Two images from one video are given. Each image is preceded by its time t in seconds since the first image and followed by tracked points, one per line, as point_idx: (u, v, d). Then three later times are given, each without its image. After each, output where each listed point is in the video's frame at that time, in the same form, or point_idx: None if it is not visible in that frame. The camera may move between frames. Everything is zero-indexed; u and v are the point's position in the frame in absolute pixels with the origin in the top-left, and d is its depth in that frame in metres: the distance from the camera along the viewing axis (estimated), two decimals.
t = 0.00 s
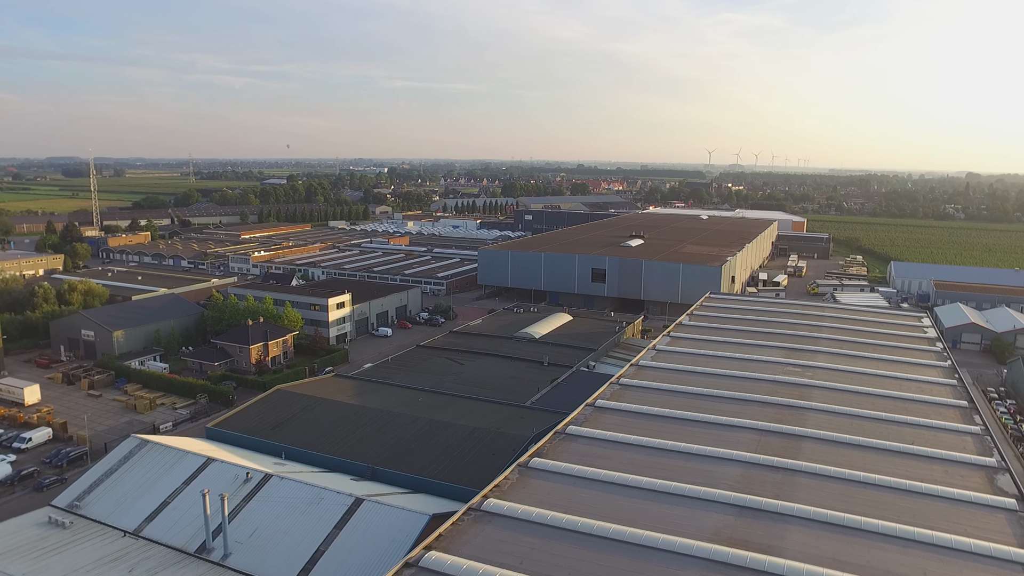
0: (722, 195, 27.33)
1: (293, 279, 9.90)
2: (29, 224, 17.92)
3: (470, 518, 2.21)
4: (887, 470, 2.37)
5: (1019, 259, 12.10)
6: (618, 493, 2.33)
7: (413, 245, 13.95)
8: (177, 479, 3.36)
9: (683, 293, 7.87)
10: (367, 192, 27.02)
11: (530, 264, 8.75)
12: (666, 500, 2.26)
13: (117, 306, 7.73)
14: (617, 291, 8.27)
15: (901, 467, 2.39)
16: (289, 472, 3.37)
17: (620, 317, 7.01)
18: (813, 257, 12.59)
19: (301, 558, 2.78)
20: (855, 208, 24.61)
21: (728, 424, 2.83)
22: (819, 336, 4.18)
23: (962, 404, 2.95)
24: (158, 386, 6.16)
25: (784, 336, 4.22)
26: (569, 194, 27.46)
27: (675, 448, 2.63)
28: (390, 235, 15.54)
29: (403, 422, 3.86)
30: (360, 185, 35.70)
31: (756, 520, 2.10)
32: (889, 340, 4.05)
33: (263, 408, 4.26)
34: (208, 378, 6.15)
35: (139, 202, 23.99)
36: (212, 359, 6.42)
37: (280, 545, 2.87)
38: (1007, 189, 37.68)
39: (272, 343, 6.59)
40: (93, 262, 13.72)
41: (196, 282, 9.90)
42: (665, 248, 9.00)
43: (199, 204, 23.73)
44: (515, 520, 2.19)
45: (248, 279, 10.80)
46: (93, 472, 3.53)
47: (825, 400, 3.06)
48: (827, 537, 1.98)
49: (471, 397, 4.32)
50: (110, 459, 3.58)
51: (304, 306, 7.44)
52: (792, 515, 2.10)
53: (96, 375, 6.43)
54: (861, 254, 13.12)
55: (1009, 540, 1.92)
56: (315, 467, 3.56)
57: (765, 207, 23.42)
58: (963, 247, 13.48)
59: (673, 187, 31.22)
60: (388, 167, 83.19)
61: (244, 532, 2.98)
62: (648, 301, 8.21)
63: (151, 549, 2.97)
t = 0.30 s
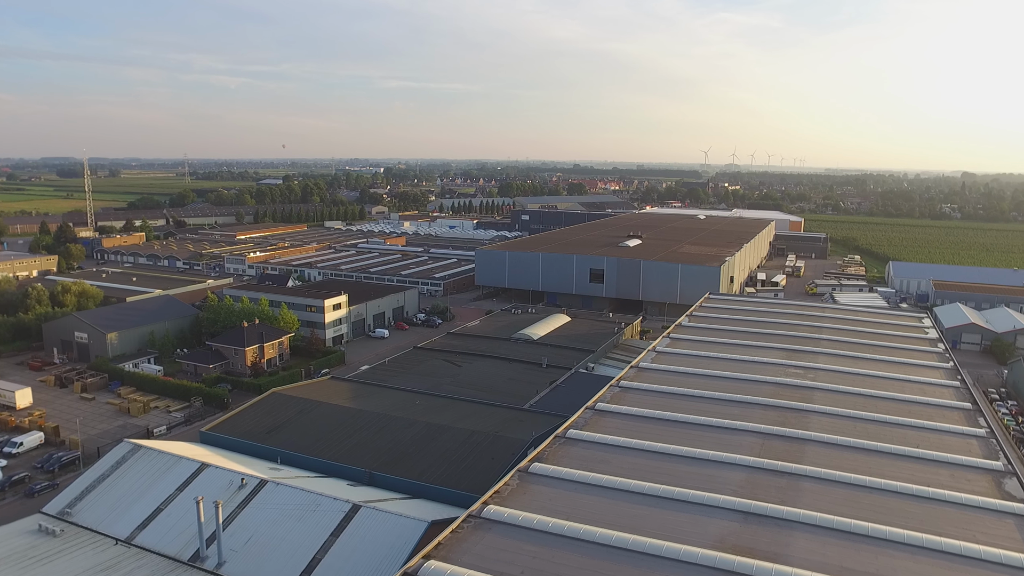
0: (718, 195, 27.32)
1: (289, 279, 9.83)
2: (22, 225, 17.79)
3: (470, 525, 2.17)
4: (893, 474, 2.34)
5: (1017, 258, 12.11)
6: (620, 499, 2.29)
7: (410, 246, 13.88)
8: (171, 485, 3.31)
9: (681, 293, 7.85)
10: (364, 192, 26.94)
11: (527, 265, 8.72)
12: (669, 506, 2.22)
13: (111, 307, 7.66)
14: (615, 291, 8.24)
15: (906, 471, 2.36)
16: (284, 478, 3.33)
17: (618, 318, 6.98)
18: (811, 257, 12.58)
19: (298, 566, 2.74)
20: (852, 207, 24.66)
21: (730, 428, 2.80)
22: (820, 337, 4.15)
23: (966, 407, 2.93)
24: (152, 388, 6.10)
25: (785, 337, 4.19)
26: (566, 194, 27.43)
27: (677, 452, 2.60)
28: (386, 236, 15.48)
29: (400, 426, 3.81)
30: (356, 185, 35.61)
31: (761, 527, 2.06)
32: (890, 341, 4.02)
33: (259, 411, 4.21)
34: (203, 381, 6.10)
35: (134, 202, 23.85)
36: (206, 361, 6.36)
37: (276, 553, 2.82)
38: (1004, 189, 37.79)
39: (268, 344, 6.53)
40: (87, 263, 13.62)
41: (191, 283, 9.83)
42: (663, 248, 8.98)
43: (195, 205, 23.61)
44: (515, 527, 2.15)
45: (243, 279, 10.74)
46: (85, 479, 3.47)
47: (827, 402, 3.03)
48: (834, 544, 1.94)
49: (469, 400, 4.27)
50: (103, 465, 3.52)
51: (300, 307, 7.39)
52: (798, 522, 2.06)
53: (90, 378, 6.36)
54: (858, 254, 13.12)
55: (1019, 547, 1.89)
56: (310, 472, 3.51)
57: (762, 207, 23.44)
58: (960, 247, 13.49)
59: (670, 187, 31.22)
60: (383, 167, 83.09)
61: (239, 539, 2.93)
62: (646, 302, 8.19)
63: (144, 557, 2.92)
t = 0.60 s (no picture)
0: (713, 195, 27.35)
1: (282, 281, 9.76)
2: (12, 226, 17.63)
3: (467, 533, 2.13)
4: (896, 478, 2.31)
5: (1011, 258, 12.15)
6: (620, 505, 2.26)
7: (404, 246, 13.82)
8: (162, 492, 3.25)
9: (678, 294, 7.83)
10: (357, 193, 26.83)
11: (522, 265, 8.67)
12: (670, 512, 2.18)
13: (102, 310, 7.57)
14: (611, 292, 8.21)
15: (909, 476, 2.33)
16: (277, 484, 3.27)
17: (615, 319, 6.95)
18: (807, 257, 12.58)
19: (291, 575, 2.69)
20: (846, 207, 24.73)
21: (730, 431, 2.76)
22: (818, 339, 4.12)
23: (967, 409, 2.91)
24: (143, 392, 6.02)
25: (783, 338, 4.16)
26: (561, 194, 27.40)
27: (677, 456, 2.56)
28: (380, 236, 15.41)
29: (395, 430, 3.76)
30: (350, 185, 35.50)
31: (764, 534, 2.02)
32: (888, 343, 4.00)
33: (252, 416, 4.16)
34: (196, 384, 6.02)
35: (126, 203, 23.68)
36: (199, 364, 6.29)
37: (269, 562, 2.77)
38: (998, 189, 37.97)
39: (261, 347, 6.46)
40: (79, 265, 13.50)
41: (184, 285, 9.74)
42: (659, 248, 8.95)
43: (188, 205, 23.46)
44: (515, 536, 2.10)
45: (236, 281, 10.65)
46: (74, 486, 3.41)
47: (828, 405, 3.00)
48: (838, 551, 1.91)
49: (465, 404, 4.22)
50: (92, 472, 3.46)
51: (294, 309, 7.33)
52: (802, 528, 2.03)
53: (80, 382, 6.28)
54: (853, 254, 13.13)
55: None
56: (304, 478, 3.45)
57: (756, 207, 23.49)
58: (954, 247, 13.53)
59: (664, 187, 31.25)
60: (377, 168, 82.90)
61: (231, 547, 2.88)
62: (642, 302, 8.16)
63: (134, 567, 2.86)
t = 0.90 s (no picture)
0: (707, 195, 27.39)
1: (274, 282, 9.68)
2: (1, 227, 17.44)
3: (465, 541, 2.08)
4: (898, 482, 2.28)
5: (1004, 257, 12.20)
6: (620, 512, 2.21)
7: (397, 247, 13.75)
8: (152, 500, 3.18)
9: (673, 294, 7.80)
10: (350, 193, 26.71)
11: (517, 266, 8.63)
12: (671, 518, 2.15)
13: (91, 312, 7.47)
14: (606, 292, 8.18)
15: (912, 479, 2.30)
16: (270, 491, 3.21)
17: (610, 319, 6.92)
18: (801, 257, 12.59)
19: None
20: (839, 207, 24.82)
21: (729, 435, 2.73)
22: (815, 339, 4.09)
23: (967, 411, 2.88)
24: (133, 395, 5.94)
25: (780, 339, 4.13)
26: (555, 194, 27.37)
27: (676, 461, 2.53)
28: (373, 237, 15.33)
29: (389, 435, 3.71)
30: (342, 185, 35.38)
31: (767, 540, 1.99)
32: (886, 344, 3.98)
33: (244, 419, 4.09)
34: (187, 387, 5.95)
35: (116, 204, 23.50)
36: (190, 367, 6.21)
37: (261, 571, 2.71)
38: (990, 189, 38.20)
39: (253, 349, 6.39)
40: (68, 266, 13.36)
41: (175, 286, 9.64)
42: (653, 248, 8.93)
43: (179, 206, 23.30)
44: (513, 544, 2.06)
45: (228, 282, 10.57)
46: (61, 494, 3.34)
47: (827, 407, 2.97)
48: (843, 558, 1.88)
49: (460, 407, 4.18)
50: (81, 479, 3.39)
51: (287, 311, 7.26)
52: (805, 535, 1.99)
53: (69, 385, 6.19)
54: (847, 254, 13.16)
55: None
56: (297, 484, 3.40)
57: (750, 207, 23.54)
58: (947, 246, 13.58)
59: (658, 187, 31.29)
60: (369, 168, 82.70)
61: (223, 556, 2.82)
62: (637, 303, 8.14)
63: None
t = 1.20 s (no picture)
0: (698, 195, 27.46)
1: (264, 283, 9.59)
2: None
3: (461, 549, 2.04)
4: (898, 486, 2.25)
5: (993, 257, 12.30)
6: (619, 518, 2.18)
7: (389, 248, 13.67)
8: (138, 508, 3.12)
9: (666, 295, 7.79)
10: (341, 193, 26.56)
11: (509, 266, 8.59)
12: (670, 524, 2.11)
13: (78, 314, 7.36)
14: (599, 293, 8.15)
15: (913, 483, 2.27)
16: (260, 498, 3.16)
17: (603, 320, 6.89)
18: (792, 257, 12.63)
19: None
20: (830, 206, 24.97)
21: (727, 438, 2.70)
22: (810, 340, 4.08)
23: (965, 412, 2.87)
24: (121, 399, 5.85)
25: (775, 340, 4.11)
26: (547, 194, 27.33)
27: (674, 465, 2.49)
28: (364, 237, 15.23)
29: (382, 439, 3.65)
30: (333, 185, 35.22)
31: (769, 546, 1.95)
32: (881, 344, 3.97)
33: (234, 424, 4.03)
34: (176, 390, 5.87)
35: (104, 205, 23.26)
36: (179, 370, 6.13)
37: None
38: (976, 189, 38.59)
39: (243, 352, 6.31)
40: (55, 267, 13.19)
41: (163, 288, 9.52)
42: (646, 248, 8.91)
43: (168, 206, 23.08)
44: (509, 552, 2.01)
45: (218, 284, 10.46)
46: (45, 502, 3.26)
47: (825, 409, 2.95)
48: (846, 565, 1.85)
49: (453, 410, 4.13)
50: (66, 487, 3.32)
51: (277, 313, 7.18)
52: (806, 541, 1.96)
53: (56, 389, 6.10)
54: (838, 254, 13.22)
55: None
56: (287, 490, 3.34)
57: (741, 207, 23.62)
58: (937, 246, 13.68)
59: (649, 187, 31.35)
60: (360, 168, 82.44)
61: (212, 566, 2.76)
62: (630, 303, 8.12)
63: None
